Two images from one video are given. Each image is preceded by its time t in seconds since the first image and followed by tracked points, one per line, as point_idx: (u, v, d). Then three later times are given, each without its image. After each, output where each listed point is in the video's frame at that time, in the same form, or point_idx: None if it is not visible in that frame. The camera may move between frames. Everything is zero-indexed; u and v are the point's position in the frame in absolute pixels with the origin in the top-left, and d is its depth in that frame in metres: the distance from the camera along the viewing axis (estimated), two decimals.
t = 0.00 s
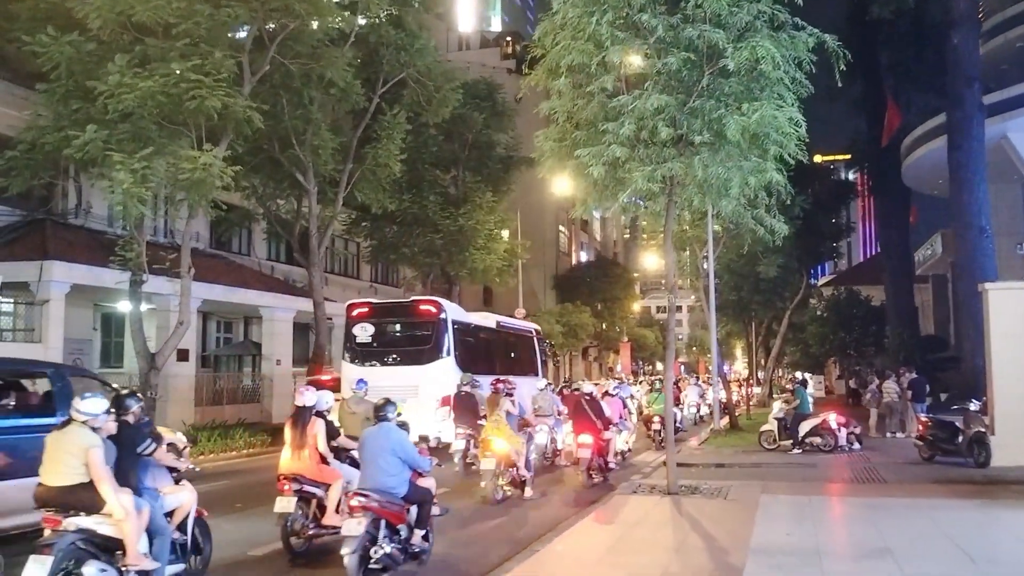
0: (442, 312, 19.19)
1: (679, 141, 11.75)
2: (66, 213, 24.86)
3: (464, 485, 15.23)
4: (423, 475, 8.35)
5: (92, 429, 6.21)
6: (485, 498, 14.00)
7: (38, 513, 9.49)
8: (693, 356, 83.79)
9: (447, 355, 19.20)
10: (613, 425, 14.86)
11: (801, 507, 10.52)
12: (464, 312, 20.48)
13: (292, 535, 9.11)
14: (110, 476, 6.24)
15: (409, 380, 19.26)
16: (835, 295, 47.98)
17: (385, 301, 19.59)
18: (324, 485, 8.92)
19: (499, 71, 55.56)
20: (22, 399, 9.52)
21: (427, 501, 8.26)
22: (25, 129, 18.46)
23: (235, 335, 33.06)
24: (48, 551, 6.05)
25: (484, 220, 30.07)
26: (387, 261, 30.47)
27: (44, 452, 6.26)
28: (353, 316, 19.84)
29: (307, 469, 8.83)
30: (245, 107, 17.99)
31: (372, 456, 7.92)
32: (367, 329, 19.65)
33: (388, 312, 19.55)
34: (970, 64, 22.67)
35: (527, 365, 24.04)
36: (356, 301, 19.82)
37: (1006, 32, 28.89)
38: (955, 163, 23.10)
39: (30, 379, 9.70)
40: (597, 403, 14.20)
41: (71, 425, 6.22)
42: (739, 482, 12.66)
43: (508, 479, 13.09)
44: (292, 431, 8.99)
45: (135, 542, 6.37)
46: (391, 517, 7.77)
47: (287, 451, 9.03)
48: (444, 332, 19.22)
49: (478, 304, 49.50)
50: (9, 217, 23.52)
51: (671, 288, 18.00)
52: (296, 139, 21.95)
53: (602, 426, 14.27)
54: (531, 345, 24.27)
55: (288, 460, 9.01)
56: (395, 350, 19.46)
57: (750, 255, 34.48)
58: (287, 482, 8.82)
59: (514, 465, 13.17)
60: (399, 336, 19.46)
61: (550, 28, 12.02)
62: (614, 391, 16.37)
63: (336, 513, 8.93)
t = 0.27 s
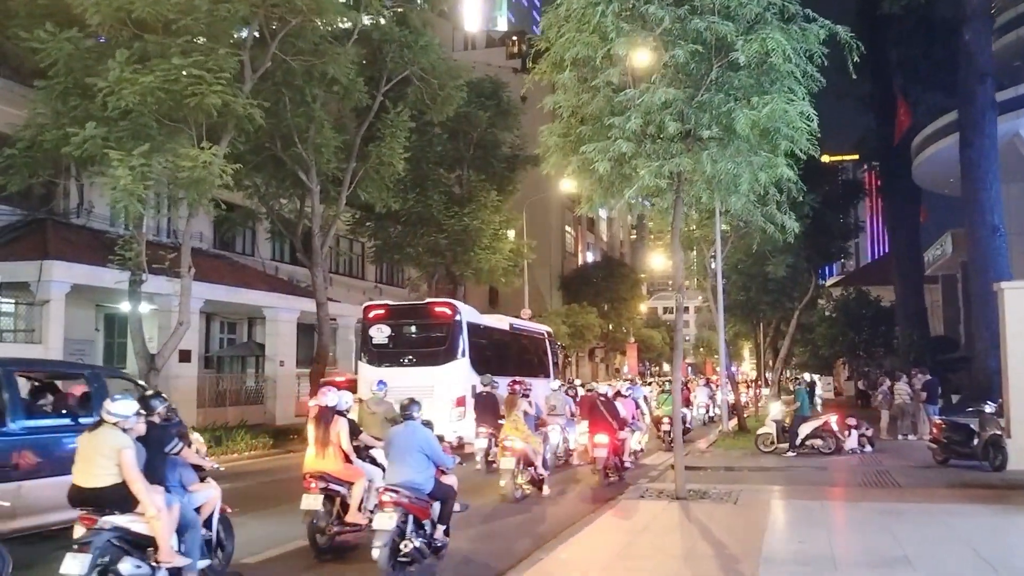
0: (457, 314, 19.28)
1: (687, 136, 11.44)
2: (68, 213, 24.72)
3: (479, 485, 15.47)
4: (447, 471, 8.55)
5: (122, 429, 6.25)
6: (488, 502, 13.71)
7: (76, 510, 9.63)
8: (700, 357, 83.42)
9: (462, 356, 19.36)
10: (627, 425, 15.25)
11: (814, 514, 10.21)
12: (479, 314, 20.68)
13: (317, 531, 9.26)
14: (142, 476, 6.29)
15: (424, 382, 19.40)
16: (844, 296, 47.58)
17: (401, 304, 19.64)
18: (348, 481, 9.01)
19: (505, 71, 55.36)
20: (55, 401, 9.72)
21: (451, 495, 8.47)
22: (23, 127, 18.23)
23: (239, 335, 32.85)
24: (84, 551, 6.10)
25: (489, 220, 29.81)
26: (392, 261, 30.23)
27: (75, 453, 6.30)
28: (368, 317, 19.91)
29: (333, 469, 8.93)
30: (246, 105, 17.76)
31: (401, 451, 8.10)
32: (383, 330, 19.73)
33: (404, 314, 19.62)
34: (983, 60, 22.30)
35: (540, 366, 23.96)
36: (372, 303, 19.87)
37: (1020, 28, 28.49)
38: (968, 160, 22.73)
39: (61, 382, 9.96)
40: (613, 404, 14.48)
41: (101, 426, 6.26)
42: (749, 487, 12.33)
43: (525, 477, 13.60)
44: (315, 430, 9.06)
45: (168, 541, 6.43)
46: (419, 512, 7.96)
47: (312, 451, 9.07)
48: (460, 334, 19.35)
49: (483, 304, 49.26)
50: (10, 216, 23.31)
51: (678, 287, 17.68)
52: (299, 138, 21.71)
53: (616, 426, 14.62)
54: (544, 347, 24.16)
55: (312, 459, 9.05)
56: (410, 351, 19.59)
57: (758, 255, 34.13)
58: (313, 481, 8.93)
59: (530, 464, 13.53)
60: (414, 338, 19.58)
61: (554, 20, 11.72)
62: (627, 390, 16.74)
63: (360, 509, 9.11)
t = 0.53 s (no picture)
0: (473, 315, 19.22)
1: (698, 129, 11.15)
2: (72, 211, 24.56)
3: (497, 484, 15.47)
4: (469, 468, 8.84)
5: (151, 425, 6.71)
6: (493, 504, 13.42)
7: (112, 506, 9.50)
8: (708, 358, 82.97)
9: (478, 356, 19.32)
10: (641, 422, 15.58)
11: (828, 518, 9.90)
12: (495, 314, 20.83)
13: (338, 527, 9.26)
14: (172, 469, 6.74)
15: (440, 381, 19.37)
16: (854, 295, 47.17)
17: (417, 304, 19.60)
18: (369, 478, 9.08)
19: (512, 69, 55.10)
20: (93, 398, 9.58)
21: (471, 490, 8.84)
22: (25, 123, 18.06)
23: (244, 334, 32.66)
24: (120, 542, 6.50)
25: (496, 218, 29.55)
26: (398, 260, 29.98)
27: (106, 451, 6.73)
28: (384, 318, 19.90)
29: (355, 465, 9.00)
30: (249, 100, 17.55)
31: (425, 447, 8.40)
32: (399, 330, 19.72)
33: (420, 314, 19.59)
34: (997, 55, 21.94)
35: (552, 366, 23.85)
36: (388, 304, 19.85)
37: None
38: (982, 157, 22.35)
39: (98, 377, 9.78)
40: (628, 403, 14.88)
41: (132, 423, 6.72)
42: (760, 489, 12.02)
43: (543, 475, 13.67)
44: (338, 426, 9.16)
45: (197, 531, 6.88)
46: (442, 506, 8.30)
47: (335, 447, 9.13)
48: (476, 334, 19.29)
49: (491, 304, 48.99)
50: (13, 214, 23.19)
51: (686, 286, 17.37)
52: (303, 135, 21.47)
53: (632, 423, 14.97)
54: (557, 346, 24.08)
55: (335, 455, 9.11)
56: (426, 351, 19.56)
57: (768, 254, 33.77)
58: (336, 477, 8.97)
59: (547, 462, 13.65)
60: (430, 338, 19.56)
61: (561, 10, 11.44)
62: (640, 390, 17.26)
63: (380, 504, 9.22)
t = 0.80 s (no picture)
0: (491, 316, 19.10)
1: (710, 122, 10.79)
2: (74, 210, 24.30)
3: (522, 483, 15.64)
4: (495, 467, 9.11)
5: (189, 425, 7.19)
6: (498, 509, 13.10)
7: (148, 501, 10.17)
8: (717, 358, 82.37)
9: (495, 357, 19.16)
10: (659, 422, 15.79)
11: (847, 525, 9.52)
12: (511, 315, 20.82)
13: (364, 522, 9.60)
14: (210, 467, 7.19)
15: (457, 383, 19.21)
16: (865, 295, 46.66)
17: (436, 306, 19.44)
18: (392, 477, 9.31)
19: (520, 67, 54.70)
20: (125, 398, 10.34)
21: (499, 489, 9.07)
22: (23, 119, 17.75)
23: (249, 335, 32.37)
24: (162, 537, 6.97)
25: (503, 217, 29.20)
26: (403, 259, 29.69)
27: (148, 450, 7.21)
28: (403, 320, 19.70)
29: (378, 464, 9.22)
30: (251, 97, 17.26)
31: (452, 446, 8.73)
32: (417, 332, 19.49)
33: (438, 316, 19.38)
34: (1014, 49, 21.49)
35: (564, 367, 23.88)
36: (406, 306, 19.66)
37: None
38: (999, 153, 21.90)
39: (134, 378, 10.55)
40: (647, 402, 15.13)
41: (171, 423, 7.20)
42: (774, 494, 11.64)
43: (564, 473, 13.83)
44: (363, 426, 9.38)
45: (234, 526, 7.34)
46: (466, 502, 8.62)
47: (358, 447, 9.39)
48: (494, 336, 19.15)
49: (498, 304, 48.61)
50: (14, 213, 22.95)
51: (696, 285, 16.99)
52: (306, 132, 21.15)
53: (650, 422, 15.19)
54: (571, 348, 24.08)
55: (358, 455, 9.37)
56: (444, 353, 19.38)
57: (779, 253, 33.33)
58: (359, 475, 9.25)
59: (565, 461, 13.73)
60: (447, 340, 19.39)
61: None
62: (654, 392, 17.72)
63: (404, 502, 9.43)
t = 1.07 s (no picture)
0: (504, 319, 19.14)
1: (717, 116, 10.54)
2: (74, 211, 24.10)
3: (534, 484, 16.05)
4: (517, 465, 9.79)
5: (222, 425, 7.83)
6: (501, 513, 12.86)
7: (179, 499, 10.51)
8: (723, 360, 81.90)
9: (508, 359, 19.20)
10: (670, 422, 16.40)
11: (859, 531, 9.25)
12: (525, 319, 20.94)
13: (383, 522, 10.13)
14: (242, 465, 7.81)
15: (472, 386, 19.24)
16: (873, 296, 46.30)
17: (451, 309, 19.53)
18: (410, 476, 9.83)
19: (523, 67, 54.44)
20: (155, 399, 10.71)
21: (520, 487, 9.75)
22: (20, 118, 17.56)
23: (251, 336, 32.18)
24: (196, 531, 7.54)
25: (507, 217, 28.97)
26: (407, 260, 29.51)
27: (182, 448, 7.82)
28: (418, 322, 19.81)
29: (397, 463, 9.78)
30: (251, 95, 17.04)
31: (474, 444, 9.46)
32: (433, 335, 19.59)
33: (453, 319, 19.49)
34: None
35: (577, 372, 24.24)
36: (422, 309, 19.74)
37: None
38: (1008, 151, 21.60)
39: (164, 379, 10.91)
40: (658, 403, 15.72)
41: (205, 423, 7.82)
42: (783, 499, 11.36)
43: (576, 473, 14.36)
44: (381, 428, 9.97)
45: (263, 522, 7.89)
46: (490, 500, 9.25)
47: (378, 447, 9.95)
48: (507, 338, 19.19)
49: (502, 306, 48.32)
50: (13, 214, 22.76)
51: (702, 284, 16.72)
52: (307, 131, 20.94)
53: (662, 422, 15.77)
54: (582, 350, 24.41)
55: (378, 455, 9.93)
56: (458, 356, 19.45)
57: (786, 253, 33.04)
58: (378, 474, 9.83)
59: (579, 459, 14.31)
60: (461, 343, 19.46)
61: None
62: (664, 394, 18.31)
63: (423, 502, 9.94)
